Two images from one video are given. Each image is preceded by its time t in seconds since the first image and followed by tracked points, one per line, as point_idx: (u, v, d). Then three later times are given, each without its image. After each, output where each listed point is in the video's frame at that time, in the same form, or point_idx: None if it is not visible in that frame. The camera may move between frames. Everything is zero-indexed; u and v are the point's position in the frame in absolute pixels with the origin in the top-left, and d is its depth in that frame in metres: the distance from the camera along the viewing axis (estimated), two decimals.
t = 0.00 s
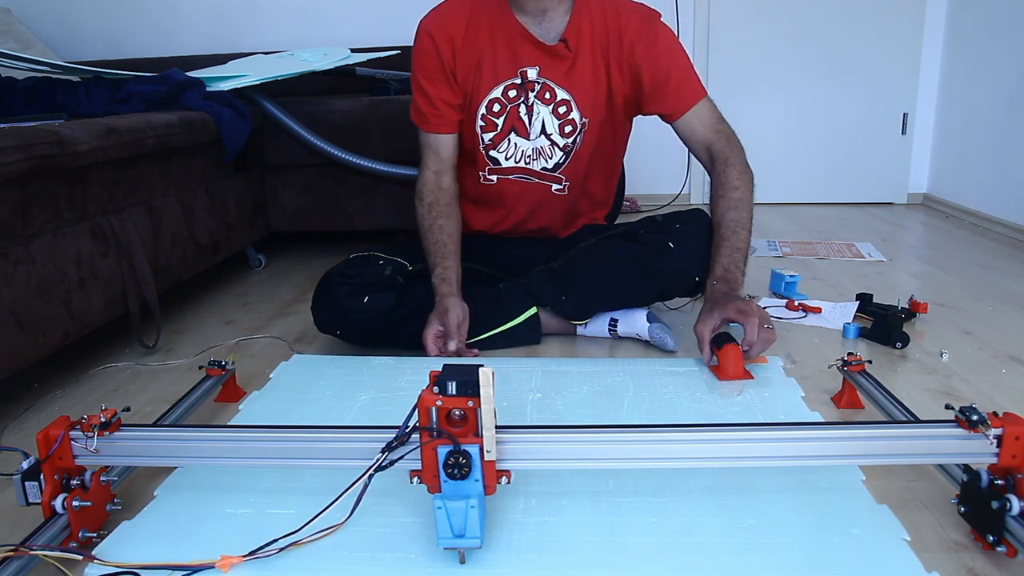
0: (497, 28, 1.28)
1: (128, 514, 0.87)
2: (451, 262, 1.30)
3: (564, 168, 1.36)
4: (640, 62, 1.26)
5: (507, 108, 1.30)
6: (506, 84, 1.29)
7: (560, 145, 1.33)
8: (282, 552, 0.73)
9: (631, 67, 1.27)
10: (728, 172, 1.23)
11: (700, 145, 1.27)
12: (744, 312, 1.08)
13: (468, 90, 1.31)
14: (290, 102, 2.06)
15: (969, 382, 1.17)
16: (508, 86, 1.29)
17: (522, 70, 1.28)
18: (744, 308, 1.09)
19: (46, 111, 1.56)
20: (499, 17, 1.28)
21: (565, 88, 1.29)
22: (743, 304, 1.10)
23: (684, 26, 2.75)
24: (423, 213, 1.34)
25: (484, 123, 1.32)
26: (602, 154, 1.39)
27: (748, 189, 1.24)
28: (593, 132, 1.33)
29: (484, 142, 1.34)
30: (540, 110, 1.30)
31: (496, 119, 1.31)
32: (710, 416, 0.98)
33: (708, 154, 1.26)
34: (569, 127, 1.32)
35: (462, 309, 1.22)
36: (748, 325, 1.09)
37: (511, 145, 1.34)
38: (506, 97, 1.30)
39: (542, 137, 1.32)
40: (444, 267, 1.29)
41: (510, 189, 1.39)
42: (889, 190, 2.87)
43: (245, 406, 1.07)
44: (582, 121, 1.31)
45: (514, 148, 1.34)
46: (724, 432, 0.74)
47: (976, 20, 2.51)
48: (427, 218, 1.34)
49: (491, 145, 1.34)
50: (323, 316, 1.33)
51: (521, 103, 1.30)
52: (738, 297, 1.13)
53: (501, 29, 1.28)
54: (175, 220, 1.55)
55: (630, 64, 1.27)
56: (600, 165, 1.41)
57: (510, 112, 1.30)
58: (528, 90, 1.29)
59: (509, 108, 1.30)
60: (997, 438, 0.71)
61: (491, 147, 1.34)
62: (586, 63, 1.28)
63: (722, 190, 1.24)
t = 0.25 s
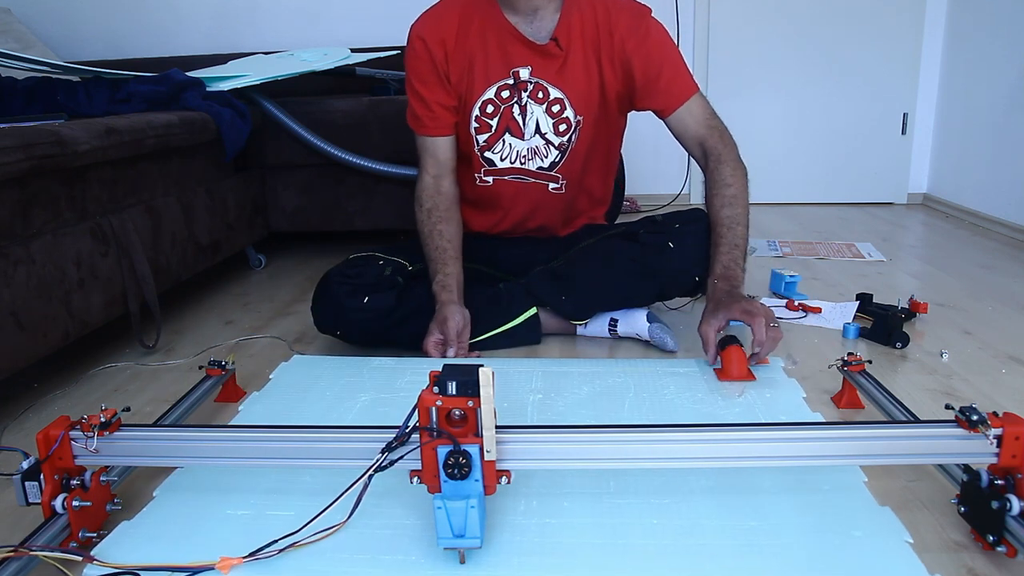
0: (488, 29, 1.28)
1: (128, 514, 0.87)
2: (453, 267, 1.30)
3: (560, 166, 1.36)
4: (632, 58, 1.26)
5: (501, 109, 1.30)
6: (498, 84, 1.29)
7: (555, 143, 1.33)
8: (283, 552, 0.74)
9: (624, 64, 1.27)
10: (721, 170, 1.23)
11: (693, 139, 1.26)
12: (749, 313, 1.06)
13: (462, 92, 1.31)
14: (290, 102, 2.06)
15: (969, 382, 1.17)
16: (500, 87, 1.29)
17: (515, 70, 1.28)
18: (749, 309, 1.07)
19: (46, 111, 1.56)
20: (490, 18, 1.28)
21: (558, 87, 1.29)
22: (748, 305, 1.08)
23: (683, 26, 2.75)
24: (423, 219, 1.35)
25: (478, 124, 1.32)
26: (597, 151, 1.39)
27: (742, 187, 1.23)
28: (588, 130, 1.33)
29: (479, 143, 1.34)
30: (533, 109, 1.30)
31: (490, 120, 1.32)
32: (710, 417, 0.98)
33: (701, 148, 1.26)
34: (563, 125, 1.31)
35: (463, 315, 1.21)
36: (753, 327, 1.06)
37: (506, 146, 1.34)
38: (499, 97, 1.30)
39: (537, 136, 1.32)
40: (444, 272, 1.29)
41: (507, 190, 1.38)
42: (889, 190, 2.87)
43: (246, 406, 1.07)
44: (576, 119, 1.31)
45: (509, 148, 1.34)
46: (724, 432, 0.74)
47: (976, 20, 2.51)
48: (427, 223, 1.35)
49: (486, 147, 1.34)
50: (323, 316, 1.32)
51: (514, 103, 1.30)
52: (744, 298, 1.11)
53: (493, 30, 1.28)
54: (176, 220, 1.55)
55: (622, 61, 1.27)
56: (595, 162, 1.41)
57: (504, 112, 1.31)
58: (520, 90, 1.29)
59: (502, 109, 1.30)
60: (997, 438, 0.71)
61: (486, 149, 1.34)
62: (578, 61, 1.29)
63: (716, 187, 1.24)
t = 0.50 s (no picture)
0: (483, 28, 1.28)
1: (128, 514, 0.87)
2: (454, 266, 1.30)
3: (557, 164, 1.36)
4: (628, 56, 1.26)
5: (497, 107, 1.30)
6: (494, 84, 1.29)
7: (551, 141, 1.33)
8: (283, 552, 0.74)
9: (620, 62, 1.27)
10: (719, 167, 1.23)
11: (688, 136, 1.26)
12: (760, 306, 1.06)
13: (458, 92, 1.31)
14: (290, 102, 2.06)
15: (969, 382, 1.17)
16: (496, 86, 1.29)
17: (510, 68, 1.28)
18: (759, 302, 1.06)
19: (46, 111, 1.56)
20: (485, 17, 1.28)
21: (554, 85, 1.29)
22: (758, 298, 1.07)
23: (684, 26, 2.74)
24: (422, 218, 1.34)
25: (474, 123, 1.32)
26: (594, 149, 1.39)
27: (740, 183, 1.24)
28: (584, 128, 1.34)
29: (475, 142, 1.34)
30: (529, 107, 1.30)
31: (486, 119, 1.32)
32: (710, 417, 0.98)
33: (697, 145, 1.26)
34: (559, 123, 1.32)
35: (468, 313, 1.22)
36: (765, 320, 1.06)
37: (502, 145, 1.34)
38: (494, 97, 1.30)
39: (533, 134, 1.33)
40: (446, 271, 1.29)
41: (504, 189, 1.39)
42: (889, 190, 2.87)
43: (246, 406, 1.07)
44: (572, 117, 1.31)
45: (505, 147, 1.34)
46: (724, 432, 0.74)
47: (976, 20, 2.51)
48: (427, 222, 1.34)
49: (482, 145, 1.34)
50: (323, 316, 1.32)
51: (510, 101, 1.30)
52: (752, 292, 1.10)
53: (488, 29, 1.28)
54: (176, 220, 1.55)
55: (618, 59, 1.27)
56: (592, 160, 1.41)
57: (499, 111, 1.31)
58: (516, 89, 1.29)
59: (498, 108, 1.31)
60: (997, 438, 0.71)
61: (482, 147, 1.35)
62: (574, 59, 1.29)
63: (714, 184, 1.24)
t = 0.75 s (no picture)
0: (486, 25, 1.28)
1: (128, 514, 0.87)
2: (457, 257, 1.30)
3: (556, 162, 1.36)
4: (630, 56, 1.26)
5: (497, 104, 1.30)
6: (495, 80, 1.29)
7: (551, 139, 1.33)
8: (283, 552, 0.74)
9: (622, 61, 1.27)
10: (719, 167, 1.24)
11: (688, 136, 1.28)
12: (763, 305, 1.04)
13: (459, 88, 1.32)
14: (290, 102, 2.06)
15: (969, 382, 1.17)
16: (497, 82, 1.29)
17: (512, 66, 1.28)
18: (762, 301, 1.05)
19: (46, 111, 1.56)
20: (488, 14, 1.28)
21: (555, 83, 1.29)
22: (761, 297, 1.06)
23: (684, 26, 2.74)
24: (422, 209, 1.36)
25: (474, 119, 1.32)
26: (593, 149, 1.39)
27: (740, 182, 1.25)
28: (585, 127, 1.33)
29: (475, 138, 1.34)
30: (530, 105, 1.30)
31: (487, 115, 1.31)
32: (710, 417, 0.98)
33: (697, 145, 1.27)
34: (559, 122, 1.31)
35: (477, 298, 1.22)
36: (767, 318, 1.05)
37: (502, 142, 1.34)
38: (495, 93, 1.30)
39: (533, 131, 1.32)
40: (447, 256, 1.30)
41: (502, 187, 1.38)
42: (889, 189, 2.87)
43: (246, 407, 1.07)
44: (573, 115, 1.31)
45: (505, 144, 1.34)
46: (724, 432, 0.74)
47: (976, 20, 2.51)
48: (427, 211, 1.36)
49: (482, 142, 1.34)
50: (323, 315, 1.33)
51: (511, 98, 1.30)
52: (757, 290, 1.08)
53: (492, 26, 1.28)
54: (176, 220, 1.55)
55: (620, 58, 1.27)
56: (592, 160, 1.41)
57: (500, 108, 1.31)
58: (517, 86, 1.29)
59: (498, 105, 1.30)
60: (997, 438, 0.71)
61: (481, 144, 1.34)
62: (576, 58, 1.29)
63: (714, 182, 1.24)
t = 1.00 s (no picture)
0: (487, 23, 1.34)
1: (128, 514, 0.87)
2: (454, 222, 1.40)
3: (544, 159, 1.37)
4: (627, 56, 1.26)
5: (490, 97, 1.35)
6: (489, 74, 1.34)
7: (539, 136, 1.35)
8: (283, 552, 0.74)
9: (618, 62, 1.28)
10: (715, 167, 1.21)
11: (685, 137, 1.26)
12: (745, 325, 1.02)
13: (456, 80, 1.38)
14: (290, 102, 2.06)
15: (969, 382, 1.17)
16: (491, 76, 1.34)
17: (505, 61, 1.32)
18: (744, 319, 1.03)
19: (46, 111, 1.56)
20: (490, 13, 1.34)
21: (546, 80, 1.31)
22: (744, 312, 1.04)
23: (684, 26, 2.74)
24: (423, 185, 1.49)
25: (468, 111, 1.37)
26: (589, 151, 1.38)
27: (736, 183, 1.22)
28: (577, 127, 1.34)
29: (468, 130, 1.39)
30: (520, 99, 1.33)
31: (479, 108, 1.36)
32: (711, 417, 0.98)
33: (694, 146, 1.25)
34: (549, 119, 1.33)
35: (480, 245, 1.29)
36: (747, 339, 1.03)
37: (493, 135, 1.37)
38: (489, 86, 1.34)
39: (522, 126, 1.35)
40: (442, 221, 1.43)
41: (493, 179, 1.41)
42: (889, 189, 2.87)
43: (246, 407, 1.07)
44: (563, 114, 1.33)
45: (496, 137, 1.37)
46: (724, 432, 0.74)
47: (976, 20, 2.51)
48: (426, 185, 1.49)
49: (474, 134, 1.38)
50: (323, 315, 1.33)
51: (502, 93, 1.33)
52: (742, 301, 1.06)
53: (492, 24, 1.34)
54: (176, 220, 1.55)
55: (616, 59, 1.28)
56: (589, 161, 1.39)
57: (492, 101, 1.35)
58: (509, 80, 1.32)
59: (491, 98, 1.35)
60: (997, 438, 0.71)
61: (473, 135, 1.38)
62: (570, 57, 1.31)
63: (708, 184, 1.22)
